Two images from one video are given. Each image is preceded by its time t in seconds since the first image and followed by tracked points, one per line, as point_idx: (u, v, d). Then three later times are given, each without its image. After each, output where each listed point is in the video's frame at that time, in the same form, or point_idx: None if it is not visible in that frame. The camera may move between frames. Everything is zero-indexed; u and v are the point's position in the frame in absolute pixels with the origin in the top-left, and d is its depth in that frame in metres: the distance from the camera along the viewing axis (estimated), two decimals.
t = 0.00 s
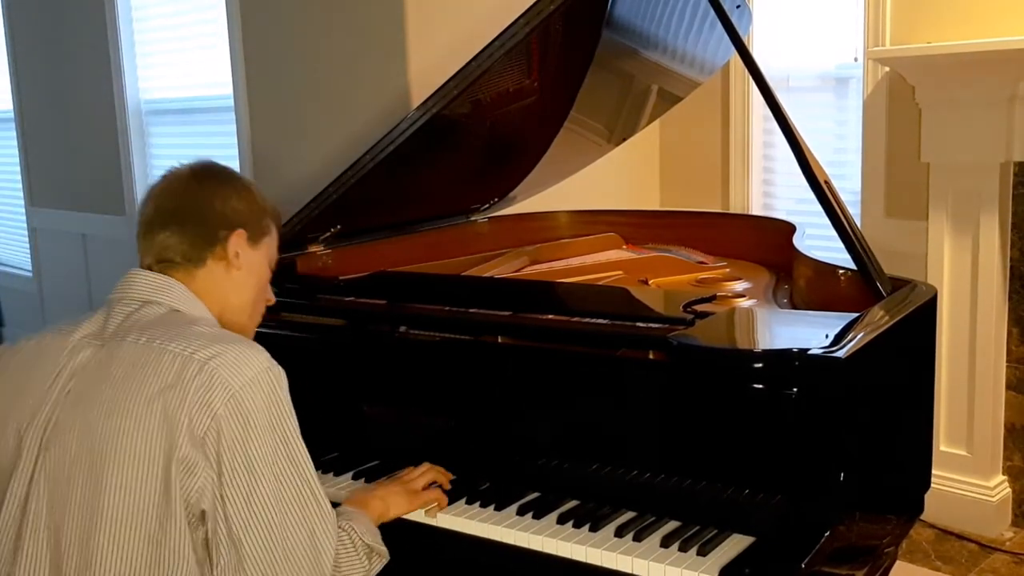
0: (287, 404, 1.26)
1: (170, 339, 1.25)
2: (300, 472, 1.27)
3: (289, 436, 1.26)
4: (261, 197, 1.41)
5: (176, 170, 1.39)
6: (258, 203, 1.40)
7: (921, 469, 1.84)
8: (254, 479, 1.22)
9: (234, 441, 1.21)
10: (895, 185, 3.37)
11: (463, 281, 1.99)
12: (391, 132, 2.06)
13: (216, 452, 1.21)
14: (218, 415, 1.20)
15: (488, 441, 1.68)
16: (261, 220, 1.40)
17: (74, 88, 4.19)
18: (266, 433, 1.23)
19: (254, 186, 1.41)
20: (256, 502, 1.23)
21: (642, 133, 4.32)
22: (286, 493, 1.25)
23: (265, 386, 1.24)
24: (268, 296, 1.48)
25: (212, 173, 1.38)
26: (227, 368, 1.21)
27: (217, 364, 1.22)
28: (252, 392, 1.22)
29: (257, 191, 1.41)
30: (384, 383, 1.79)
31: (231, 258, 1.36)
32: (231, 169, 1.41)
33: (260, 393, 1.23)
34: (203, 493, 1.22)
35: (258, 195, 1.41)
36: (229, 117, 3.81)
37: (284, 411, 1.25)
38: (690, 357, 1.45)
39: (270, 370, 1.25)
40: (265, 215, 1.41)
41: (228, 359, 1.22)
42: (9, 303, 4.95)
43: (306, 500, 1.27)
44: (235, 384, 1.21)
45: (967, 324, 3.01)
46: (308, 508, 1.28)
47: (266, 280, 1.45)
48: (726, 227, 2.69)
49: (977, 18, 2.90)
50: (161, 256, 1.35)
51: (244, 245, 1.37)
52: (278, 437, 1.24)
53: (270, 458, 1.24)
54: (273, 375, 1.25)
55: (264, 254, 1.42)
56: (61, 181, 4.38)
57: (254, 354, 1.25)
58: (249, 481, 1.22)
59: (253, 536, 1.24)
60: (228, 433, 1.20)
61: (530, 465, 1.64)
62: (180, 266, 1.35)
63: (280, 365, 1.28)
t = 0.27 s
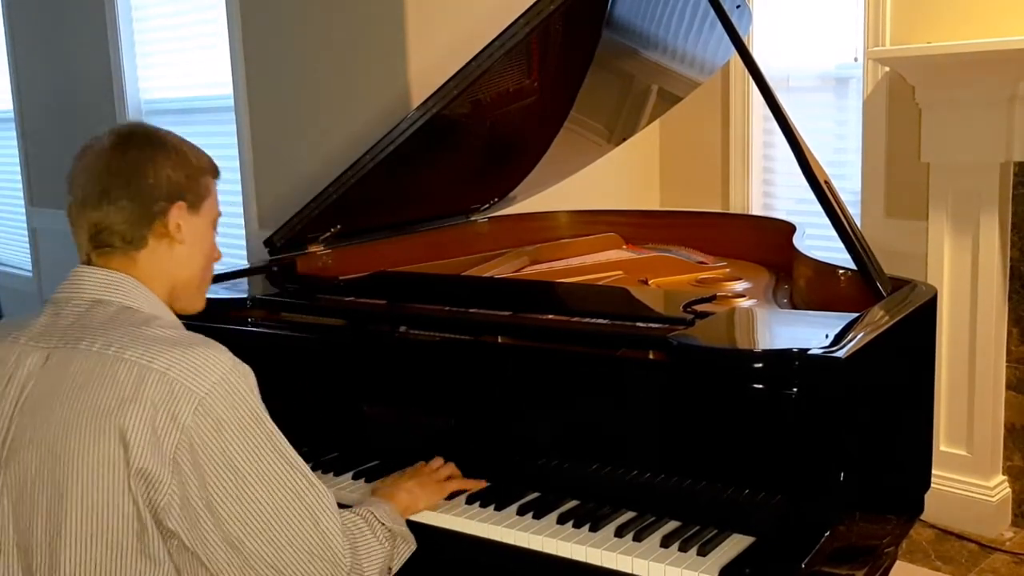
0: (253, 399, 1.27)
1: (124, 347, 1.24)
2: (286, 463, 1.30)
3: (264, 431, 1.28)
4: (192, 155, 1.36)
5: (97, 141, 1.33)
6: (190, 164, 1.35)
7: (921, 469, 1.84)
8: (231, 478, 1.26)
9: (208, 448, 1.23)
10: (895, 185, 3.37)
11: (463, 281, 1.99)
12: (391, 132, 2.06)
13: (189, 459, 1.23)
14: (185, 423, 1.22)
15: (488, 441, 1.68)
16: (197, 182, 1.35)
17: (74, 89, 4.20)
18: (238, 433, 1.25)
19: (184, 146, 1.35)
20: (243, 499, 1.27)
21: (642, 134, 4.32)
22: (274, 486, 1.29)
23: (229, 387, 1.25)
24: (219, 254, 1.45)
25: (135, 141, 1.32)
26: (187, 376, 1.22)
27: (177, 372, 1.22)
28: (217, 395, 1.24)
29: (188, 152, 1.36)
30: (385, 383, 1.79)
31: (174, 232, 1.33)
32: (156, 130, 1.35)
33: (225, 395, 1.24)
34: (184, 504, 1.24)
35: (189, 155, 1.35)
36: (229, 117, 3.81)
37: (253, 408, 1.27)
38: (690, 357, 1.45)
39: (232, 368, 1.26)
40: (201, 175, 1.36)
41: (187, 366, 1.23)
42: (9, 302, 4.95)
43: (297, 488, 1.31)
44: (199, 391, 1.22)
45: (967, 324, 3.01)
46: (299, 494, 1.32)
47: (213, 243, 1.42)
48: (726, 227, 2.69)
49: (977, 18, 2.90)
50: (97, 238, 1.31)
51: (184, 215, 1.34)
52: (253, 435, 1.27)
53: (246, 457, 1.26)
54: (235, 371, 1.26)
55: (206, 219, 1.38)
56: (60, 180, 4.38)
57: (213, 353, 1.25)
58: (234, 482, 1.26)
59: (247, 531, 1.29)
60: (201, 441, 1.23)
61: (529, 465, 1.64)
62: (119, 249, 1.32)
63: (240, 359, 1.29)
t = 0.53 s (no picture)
0: (214, 406, 1.24)
1: (83, 357, 1.21)
2: (247, 471, 1.27)
3: (228, 439, 1.25)
4: (139, 133, 1.30)
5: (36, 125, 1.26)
6: (137, 144, 1.29)
7: (921, 468, 1.84)
8: (197, 490, 1.23)
9: (171, 460, 1.21)
10: (895, 185, 3.37)
11: (463, 281, 1.99)
12: (391, 132, 2.06)
13: (152, 472, 1.20)
14: (146, 436, 1.19)
15: (488, 441, 1.68)
16: (145, 163, 1.30)
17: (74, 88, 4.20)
18: (201, 444, 1.23)
19: (129, 125, 1.29)
20: (208, 512, 1.24)
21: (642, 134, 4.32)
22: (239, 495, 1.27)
23: (191, 396, 1.22)
24: (176, 228, 1.41)
25: (76, 125, 1.25)
26: (147, 387, 1.19)
27: (136, 384, 1.19)
28: (179, 404, 1.21)
29: (133, 130, 1.29)
30: (385, 383, 1.79)
31: (125, 223, 1.30)
32: (96, 107, 1.28)
33: (187, 405, 1.21)
34: (147, 517, 1.22)
35: (136, 133, 1.29)
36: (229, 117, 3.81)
37: (217, 415, 1.24)
38: (689, 357, 1.46)
39: (194, 376, 1.23)
40: (149, 154, 1.31)
41: (146, 377, 1.20)
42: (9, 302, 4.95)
43: (259, 496, 1.29)
44: (160, 403, 1.19)
45: (967, 324, 3.01)
46: (264, 501, 1.30)
47: (168, 223, 1.38)
48: (726, 226, 2.69)
49: (977, 18, 2.90)
50: (46, 234, 1.28)
51: (134, 203, 1.29)
52: (216, 444, 1.24)
53: (210, 467, 1.24)
54: (196, 378, 1.23)
55: (159, 202, 1.34)
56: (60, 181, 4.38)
57: (173, 360, 1.22)
58: (199, 495, 1.23)
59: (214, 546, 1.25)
60: (163, 453, 1.20)
61: (530, 465, 1.64)
62: (70, 244, 1.29)
63: (203, 365, 1.26)
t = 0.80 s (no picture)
0: (184, 409, 1.23)
1: (49, 368, 1.20)
2: (222, 472, 1.27)
3: (200, 444, 1.24)
4: (116, 135, 1.29)
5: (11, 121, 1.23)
6: (114, 147, 1.28)
7: (921, 468, 1.84)
8: (171, 496, 1.23)
9: (142, 467, 1.20)
10: (895, 185, 3.37)
11: (463, 281, 2.00)
12: (391, 132, 2.06)
13: (124, 480, 1.20)
14: (117, 446, 1.18)
15: (488, 441, 1.68)
16: (121, 166, 1.29)
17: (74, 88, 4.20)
18: (172, 451, 1.22)
19: (108, 126, 1.28)
20: (184, 513, 1.25)
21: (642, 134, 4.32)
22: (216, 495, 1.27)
23: (160, 403, 1.21)
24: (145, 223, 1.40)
25: (52, 125, 1.23)
26: (114, 397, 1.18)
27: (103, 394, 1.18)
28: (147, 411, 1.20)
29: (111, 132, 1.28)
30: (385, 382, 1.79)
31: (97, 227, 1.29)
32: (73, 105, 1.26)
33: (156, 413, 1.20)
34: (122, 523, 1.22)
35: (113, 135, 1.28)
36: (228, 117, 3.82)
37: (187, 421, 1.23)
38: (690, 357, 1.46)
39: (163, 382, 1.22)
40: (125, 157, 1.30)
41: (113, 386, 1.18)
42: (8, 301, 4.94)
43: (236, 495, 1.29)
44: (128, 412, 1.18)
45: (966, 325, 3.01)
46: (239, 502, 1.30)
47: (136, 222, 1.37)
48: (726, 227, 2.69)
49: (977, 19, 2.90)
50: (16, 235, 1.26)
51: (108, 207, 1.29)
52: (189, 449, 1.23)
53: (183, 473, 1.23)
54: (166, 382, 1.22)
55: (130, 204, 1.33)
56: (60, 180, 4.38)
57: (140, 365, 1.21)
58: (174, 498, 1.23)
59: (192, 546, 1.26)
60: (134, 462, 1.19)
61: (530, 465, 1.64)
62: (38, 246, 1.28)
63: (172, 368, 1.24)
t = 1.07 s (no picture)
0: (163, 416, 1.23)
1: (29, 372, 1.21)
2: (199, 479, 1.27)
3: (178, 450, 1.24)
4: (112, 145, 1.28)
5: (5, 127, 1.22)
6: (109, 157, 1.28)
7: (921, 468, 1.84)
8: (148, 500, 1.23)
9: (119, 471, 1.21)
10: (895, 185, 3.37)
11: (463, 281, 2.00)
12: (391, 132, 2.06)
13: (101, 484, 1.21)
14: (93, 450, 1.19)
15: (488, 441, 1.68)
16: (115, 177, 1.29)
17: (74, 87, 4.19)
18: (149, 456, 1.22)
19: (103, 136, 1.27)
20: (160, 517, 1.25)
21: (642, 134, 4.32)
22: (192, 501, 1.27)
23: (138, 408, 1.21)
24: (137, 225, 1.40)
25: (48, 133, 1.23)
26: (92, 402, 1.19)
27: (81, 399, 1.18)
28: (124, 417, 1.20)
29: (106, 141, 1.28)
30: (385, 382, 1.79)
31: (89, 236, 1.29)
32: (68, 112, 1.26)
33: (134, 418, 1.20)
34: (98, 525, 1.23)
35: (108, 144, 1.28)
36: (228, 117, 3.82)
37: (165, 426, 1.23)
38: (690, 357, 1.46)
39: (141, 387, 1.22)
40: (119, 167, 1.30)
41: (91, 391, 1.19)
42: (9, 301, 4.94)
43: (213, 501, 1.29)
44: (105, 417, 1.19)
45: (966, 325, 3.01)
46: (217, 508, 1.29)
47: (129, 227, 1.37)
48: (726, 227, 2.69)
49: (977, 19, 2.90)
50: (8, 241, 1.26)
51: (101, 216, 1.29)
52: (166, 454, 1.23)
53: (160, 478, 1.23)
54: (146, 388, 1.22)
55: (122, 211, 1.33)
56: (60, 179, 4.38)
57: (120, 370, 1.21)
58: (150, 503, 1.24)
59: (168, 550, 1.27)
60: (111, 466, 1.20)
61: (530, 465, 1.64)
62: (30, 253, 1.28)
63: (152, 373, 1.24)
